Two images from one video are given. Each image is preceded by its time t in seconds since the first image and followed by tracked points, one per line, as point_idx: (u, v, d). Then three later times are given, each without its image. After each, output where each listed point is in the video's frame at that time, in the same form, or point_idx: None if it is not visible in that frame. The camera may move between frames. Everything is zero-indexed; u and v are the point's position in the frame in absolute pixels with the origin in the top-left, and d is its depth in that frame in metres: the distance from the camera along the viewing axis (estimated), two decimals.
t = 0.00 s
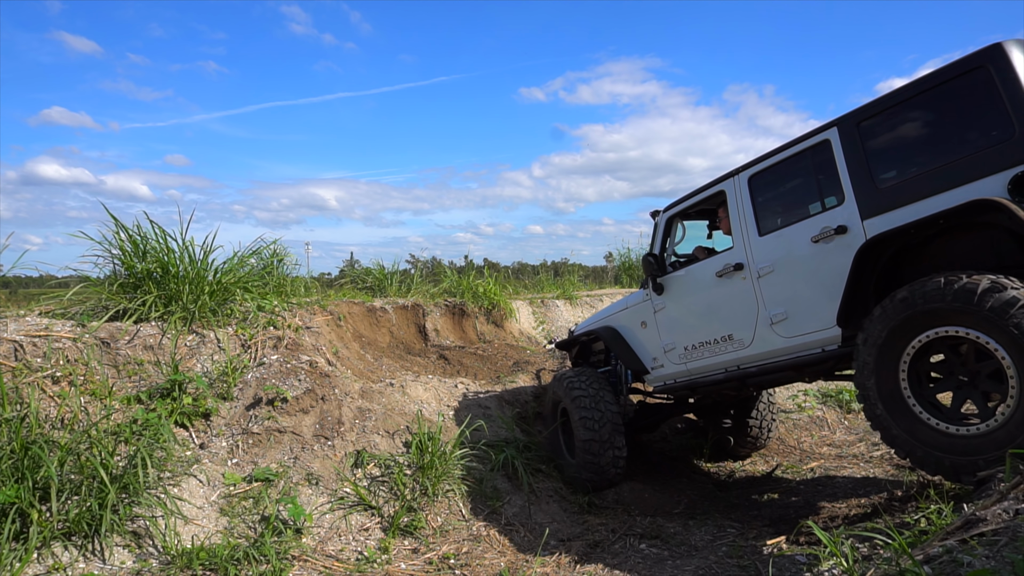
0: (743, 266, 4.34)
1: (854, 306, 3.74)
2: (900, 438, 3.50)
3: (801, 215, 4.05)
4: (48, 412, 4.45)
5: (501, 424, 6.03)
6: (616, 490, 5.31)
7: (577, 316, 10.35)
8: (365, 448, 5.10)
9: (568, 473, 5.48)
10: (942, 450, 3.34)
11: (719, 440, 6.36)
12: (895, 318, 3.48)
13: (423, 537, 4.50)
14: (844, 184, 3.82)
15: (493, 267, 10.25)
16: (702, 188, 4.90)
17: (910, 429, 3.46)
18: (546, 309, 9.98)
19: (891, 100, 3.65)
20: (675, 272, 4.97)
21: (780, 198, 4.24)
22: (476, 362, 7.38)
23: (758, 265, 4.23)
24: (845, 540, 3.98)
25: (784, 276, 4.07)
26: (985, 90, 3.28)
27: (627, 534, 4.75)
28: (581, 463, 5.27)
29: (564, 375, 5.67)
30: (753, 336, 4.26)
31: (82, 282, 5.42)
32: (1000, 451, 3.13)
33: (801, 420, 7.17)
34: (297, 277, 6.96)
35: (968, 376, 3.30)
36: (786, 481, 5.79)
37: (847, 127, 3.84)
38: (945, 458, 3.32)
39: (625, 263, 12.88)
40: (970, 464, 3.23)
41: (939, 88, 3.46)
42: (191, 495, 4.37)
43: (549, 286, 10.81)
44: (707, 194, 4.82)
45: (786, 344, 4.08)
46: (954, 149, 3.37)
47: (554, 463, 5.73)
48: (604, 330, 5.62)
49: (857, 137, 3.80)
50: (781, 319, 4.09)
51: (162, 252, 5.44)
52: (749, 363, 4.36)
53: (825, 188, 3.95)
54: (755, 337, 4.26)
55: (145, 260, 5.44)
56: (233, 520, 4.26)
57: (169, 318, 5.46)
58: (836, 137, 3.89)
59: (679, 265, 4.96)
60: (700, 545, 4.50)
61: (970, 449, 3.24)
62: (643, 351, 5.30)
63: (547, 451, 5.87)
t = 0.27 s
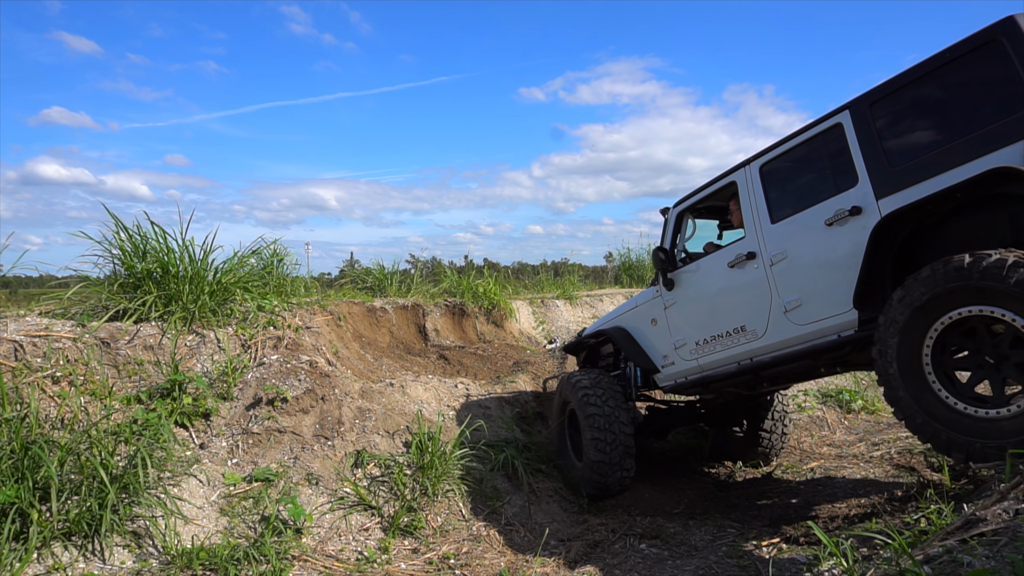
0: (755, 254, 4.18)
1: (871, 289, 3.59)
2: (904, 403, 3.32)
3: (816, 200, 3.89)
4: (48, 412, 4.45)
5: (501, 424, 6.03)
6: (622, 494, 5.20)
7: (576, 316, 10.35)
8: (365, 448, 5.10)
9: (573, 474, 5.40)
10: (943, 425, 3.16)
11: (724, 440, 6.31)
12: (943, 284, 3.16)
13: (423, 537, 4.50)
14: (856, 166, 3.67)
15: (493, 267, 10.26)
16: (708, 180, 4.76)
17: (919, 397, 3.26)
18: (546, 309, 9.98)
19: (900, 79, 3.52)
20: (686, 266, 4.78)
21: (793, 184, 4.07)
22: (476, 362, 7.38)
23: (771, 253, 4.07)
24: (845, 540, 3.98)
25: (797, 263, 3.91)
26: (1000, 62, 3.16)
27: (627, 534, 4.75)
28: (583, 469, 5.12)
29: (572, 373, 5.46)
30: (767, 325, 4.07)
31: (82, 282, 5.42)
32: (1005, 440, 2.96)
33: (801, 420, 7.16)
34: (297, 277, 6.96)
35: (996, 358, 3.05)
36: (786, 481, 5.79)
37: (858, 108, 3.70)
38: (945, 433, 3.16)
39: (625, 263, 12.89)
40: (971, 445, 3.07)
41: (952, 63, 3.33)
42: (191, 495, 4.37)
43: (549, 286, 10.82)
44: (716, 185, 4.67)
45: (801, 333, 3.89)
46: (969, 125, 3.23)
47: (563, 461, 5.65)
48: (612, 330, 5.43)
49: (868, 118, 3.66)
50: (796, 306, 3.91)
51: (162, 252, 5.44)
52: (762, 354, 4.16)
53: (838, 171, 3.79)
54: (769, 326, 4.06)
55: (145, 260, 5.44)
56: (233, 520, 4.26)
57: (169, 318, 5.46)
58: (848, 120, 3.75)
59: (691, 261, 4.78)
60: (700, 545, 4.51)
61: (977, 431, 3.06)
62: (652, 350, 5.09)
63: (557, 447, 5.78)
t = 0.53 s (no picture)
0: (768, 247, 4.12)
1: (891, 275, 3.48)
2: (916, 364, 3.21)
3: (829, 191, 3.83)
4: (48, 412, 4.45)
5: (501, 425, 6.03)
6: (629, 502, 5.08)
7: (576, 316, 10.36)
8: (365, 448, 5.10)
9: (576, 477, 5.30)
10: (950, 396, 3.07)
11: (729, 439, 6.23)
12: (999, 257, 2.93)
13: (423, 537, 4.50)
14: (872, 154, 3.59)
15: (493, 267, 10.26)
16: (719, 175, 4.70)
17: (933, 365, 3.14)
18: (546, 309, 9.99)
19: (917, 65, 3.45)
20: (694, 264, 4.75)
21: (806, 176, 4.01)
22: (476, 362, 7.38)
23: (785, 245, 4.00)
24: (845, 540, 3.98)
25: (812, 254, 3.83)
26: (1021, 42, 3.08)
27: (627, 534, 4.74)
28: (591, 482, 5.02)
29: (583, 380, 5.23)
30: (782, 319, 4.00)
31: (82, 282, 5.42)
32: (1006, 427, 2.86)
33: (801, 420, 7.16)
34: (297, 277, 6.97)
35: None
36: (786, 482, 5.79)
37: (873, 95, 3.63)
38: (948, 403, 3.07)
39: (625, 263, 12.90)
40: (971, 422, 2.98)
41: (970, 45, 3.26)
42: (191, 495, 4.37)
43: (549, 286, 10.82)
44: (726, 180, 4.61)
45: (817, 325, 3.81)
46: (987, 109, 3.16)
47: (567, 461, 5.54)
48: (620, 329, 5.40)
49: (883, 105, 3.58)
50: (811, 298, 3.83)
51: (162, 252, 5.44)
52: (777, 349, 4.08)
53: (853, 160, 3.72)
54: (784, 319, 3.99)
55: (145, 260, 5.44)
56: (233, 520, 4.26)
57: (169, 318, 5.46)
58: (863, 109, 3.68)
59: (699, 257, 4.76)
60: (700, 545, 4.50)
61: (984, 411, 2.95)
62: (660, 349, 5.04)
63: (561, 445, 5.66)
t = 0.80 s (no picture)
0: (779, 244, 4.11)
1: (909, 269, 3.46)
2: (937, 335, 3.20)
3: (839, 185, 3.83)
4: (48, 412, 4.45)
5: (501, 425, 6.03)
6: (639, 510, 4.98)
7: (576, 316, 10.35)
8: (365, 448, 5.10)
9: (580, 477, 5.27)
10: (962, 373, 3.10)
11: (733, 437, 6.18)
12: None
13: (423, 537, 4.50)
14: (885, 145, 3.59)
15: (493, 267, 10.26)
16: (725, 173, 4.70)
17: (953, 340, 3.13)
18: (546, 309, 9.99)
19: (929, 55, 3.46)
20: (700, 263, 4.76)
21: (815, 171, 4.01)
22: (476, 362, 7.38)
23: (797, 241, 4.00)
24: (845, 540, 3.97)
25: (825, 250, 3.83)
26: None
27: (627, 534, 4.74)
28: (597, 493, 4.98)
29: (596, 395, 5.00)
30: (795, 316, 3.99)
31: (82, 282, 5.42)
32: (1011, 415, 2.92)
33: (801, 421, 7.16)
34: (297, 277, 6.97)
35: None
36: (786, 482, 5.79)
37: (885, 86, 3.63)
38: (959, 379, 3.11)
39: (625, 263, 12.89)
40: (979, 401, 3.04)
41: (983, 34, 3.27)
42: (191, 495, 4.37)
43: (549, 286, 10.81)
44: (733, 176, 4.61)
45: (831, 322, 3.80)
46: (1001, 97, 3.16)
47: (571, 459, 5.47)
48: (626, 332, 5.39)
49: (896, 95, 3.58)
50: (825, 295, 3.83)
51: (162, 252, 5.44)
52: (791, 348, 4.07)
53: (864, 152, 3.72)
54: (797, 317, 3.99)
55: (145, 260, 5.44)
56: (233, 520, 4.26)
57: (169, 318, 5.46)
58: (874, 100, 3.68)
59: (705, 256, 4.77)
60: (700, 545, 4.50)
61: (995, 393, 2.99)
62: (668, 351, 5.03)
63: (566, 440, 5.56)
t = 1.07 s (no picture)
0: (789, 242, 4.11)
1: (927, 264, 3.45)
2: (960, 308, 3.19)
3: (850, 181, 3.83)
4: (48, 412, 4.45)
5: (501, 425, 6.02)
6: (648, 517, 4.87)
7: (576, 316, 10.35)
8: (365, 448, 5.10)
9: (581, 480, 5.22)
10: (976, 352, 3.14)
11: (739, 439, 6.16)
12: None
13: (423, 537, 4.50)
14: (898, 138, 3.59)
15: (493, 267, 10.25)
16: (731, 170, 4.68)
17: (976, 317, 3.14)
18: (546, 309, 9.99)
19: (943, 46, 3.47)
20: (707, 263, 4.75)
21: (825, 167, 4.00)
22: (476, 362, 7.38)
23: (808, 239, 4.00)
24: (845, 540, 3.98)
25: (838, 247, 3.83)
26: None
27: (627, 534, 4.74)
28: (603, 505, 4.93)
29: (610, 414, 4.81)
30: (808, 316, 3.99)
31: (82, 282, 5.41)
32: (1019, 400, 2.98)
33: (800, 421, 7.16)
34: (297, 277, 6.96)
35: None
36: (786, 482, 5.79)
37: (897, 79, 3.64)
38: (973, 355, 3.15)
39: (625, 263, 12.89)
40: (988, 380, 3.09)
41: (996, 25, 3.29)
42: (191, 495, 4.37)
43: (549, 286, 10.81)
44: (739, 173, 4.59)
45: (847, 320, 3.80)
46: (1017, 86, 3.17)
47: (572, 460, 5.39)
48: (631, 336, 5.37)
49: (908, 87, 3.59)
50: (839, 293, 3.83)
51: (162, 252, 5.44)
52: (805, 347, 4.07)
53: (876, 146, 3.72)
54: (811, 316, 3.98)
55: (145, 260, 5.44)
56: (233, 520, 4.26)
57: (169, 318, 5.46)
58: (885, 93, 3.69)
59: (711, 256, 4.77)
60: (700, 545, 4.50)
61: (1007, 375, 3.04)
62: (675, 353, 5.03)
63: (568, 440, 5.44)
